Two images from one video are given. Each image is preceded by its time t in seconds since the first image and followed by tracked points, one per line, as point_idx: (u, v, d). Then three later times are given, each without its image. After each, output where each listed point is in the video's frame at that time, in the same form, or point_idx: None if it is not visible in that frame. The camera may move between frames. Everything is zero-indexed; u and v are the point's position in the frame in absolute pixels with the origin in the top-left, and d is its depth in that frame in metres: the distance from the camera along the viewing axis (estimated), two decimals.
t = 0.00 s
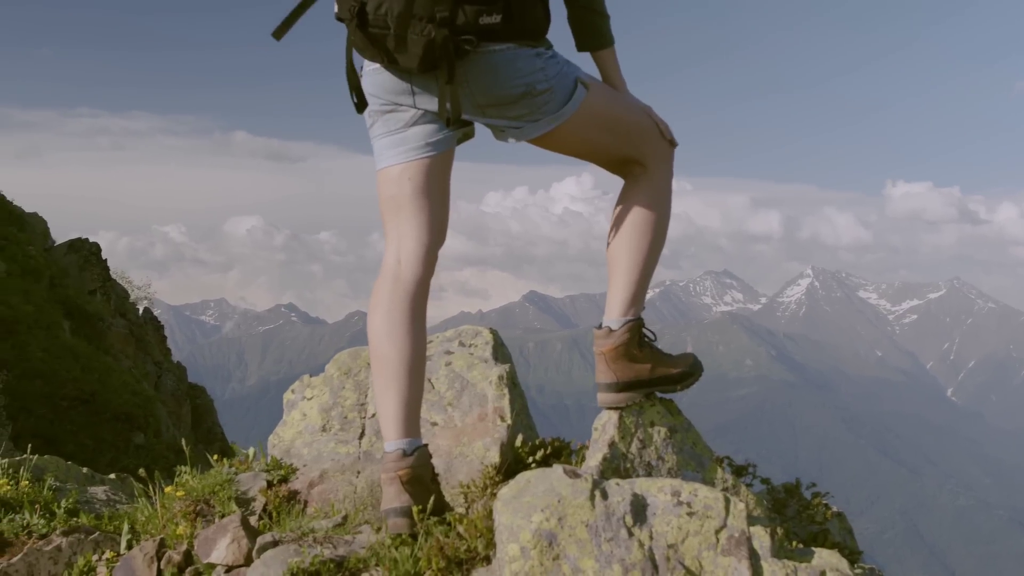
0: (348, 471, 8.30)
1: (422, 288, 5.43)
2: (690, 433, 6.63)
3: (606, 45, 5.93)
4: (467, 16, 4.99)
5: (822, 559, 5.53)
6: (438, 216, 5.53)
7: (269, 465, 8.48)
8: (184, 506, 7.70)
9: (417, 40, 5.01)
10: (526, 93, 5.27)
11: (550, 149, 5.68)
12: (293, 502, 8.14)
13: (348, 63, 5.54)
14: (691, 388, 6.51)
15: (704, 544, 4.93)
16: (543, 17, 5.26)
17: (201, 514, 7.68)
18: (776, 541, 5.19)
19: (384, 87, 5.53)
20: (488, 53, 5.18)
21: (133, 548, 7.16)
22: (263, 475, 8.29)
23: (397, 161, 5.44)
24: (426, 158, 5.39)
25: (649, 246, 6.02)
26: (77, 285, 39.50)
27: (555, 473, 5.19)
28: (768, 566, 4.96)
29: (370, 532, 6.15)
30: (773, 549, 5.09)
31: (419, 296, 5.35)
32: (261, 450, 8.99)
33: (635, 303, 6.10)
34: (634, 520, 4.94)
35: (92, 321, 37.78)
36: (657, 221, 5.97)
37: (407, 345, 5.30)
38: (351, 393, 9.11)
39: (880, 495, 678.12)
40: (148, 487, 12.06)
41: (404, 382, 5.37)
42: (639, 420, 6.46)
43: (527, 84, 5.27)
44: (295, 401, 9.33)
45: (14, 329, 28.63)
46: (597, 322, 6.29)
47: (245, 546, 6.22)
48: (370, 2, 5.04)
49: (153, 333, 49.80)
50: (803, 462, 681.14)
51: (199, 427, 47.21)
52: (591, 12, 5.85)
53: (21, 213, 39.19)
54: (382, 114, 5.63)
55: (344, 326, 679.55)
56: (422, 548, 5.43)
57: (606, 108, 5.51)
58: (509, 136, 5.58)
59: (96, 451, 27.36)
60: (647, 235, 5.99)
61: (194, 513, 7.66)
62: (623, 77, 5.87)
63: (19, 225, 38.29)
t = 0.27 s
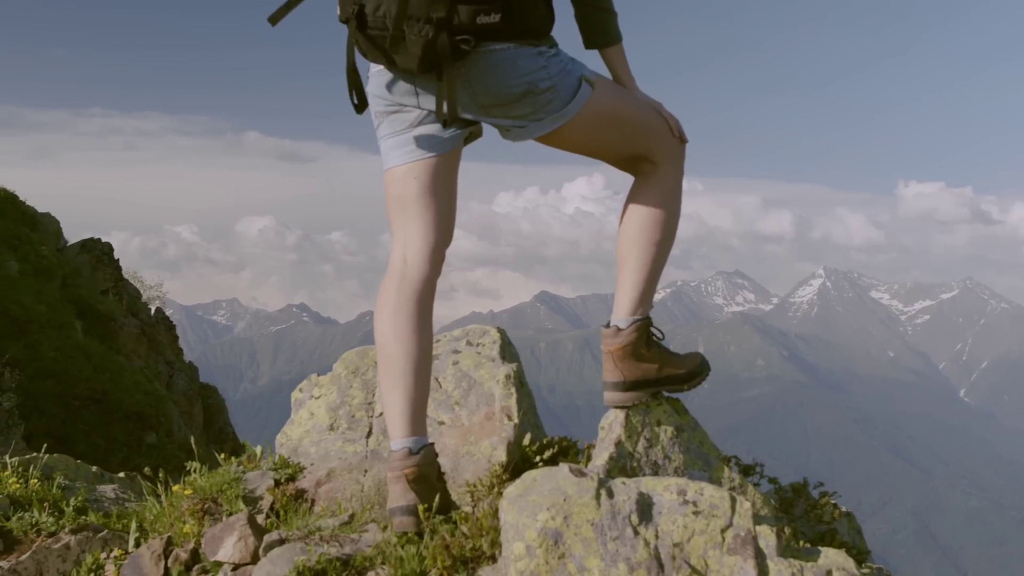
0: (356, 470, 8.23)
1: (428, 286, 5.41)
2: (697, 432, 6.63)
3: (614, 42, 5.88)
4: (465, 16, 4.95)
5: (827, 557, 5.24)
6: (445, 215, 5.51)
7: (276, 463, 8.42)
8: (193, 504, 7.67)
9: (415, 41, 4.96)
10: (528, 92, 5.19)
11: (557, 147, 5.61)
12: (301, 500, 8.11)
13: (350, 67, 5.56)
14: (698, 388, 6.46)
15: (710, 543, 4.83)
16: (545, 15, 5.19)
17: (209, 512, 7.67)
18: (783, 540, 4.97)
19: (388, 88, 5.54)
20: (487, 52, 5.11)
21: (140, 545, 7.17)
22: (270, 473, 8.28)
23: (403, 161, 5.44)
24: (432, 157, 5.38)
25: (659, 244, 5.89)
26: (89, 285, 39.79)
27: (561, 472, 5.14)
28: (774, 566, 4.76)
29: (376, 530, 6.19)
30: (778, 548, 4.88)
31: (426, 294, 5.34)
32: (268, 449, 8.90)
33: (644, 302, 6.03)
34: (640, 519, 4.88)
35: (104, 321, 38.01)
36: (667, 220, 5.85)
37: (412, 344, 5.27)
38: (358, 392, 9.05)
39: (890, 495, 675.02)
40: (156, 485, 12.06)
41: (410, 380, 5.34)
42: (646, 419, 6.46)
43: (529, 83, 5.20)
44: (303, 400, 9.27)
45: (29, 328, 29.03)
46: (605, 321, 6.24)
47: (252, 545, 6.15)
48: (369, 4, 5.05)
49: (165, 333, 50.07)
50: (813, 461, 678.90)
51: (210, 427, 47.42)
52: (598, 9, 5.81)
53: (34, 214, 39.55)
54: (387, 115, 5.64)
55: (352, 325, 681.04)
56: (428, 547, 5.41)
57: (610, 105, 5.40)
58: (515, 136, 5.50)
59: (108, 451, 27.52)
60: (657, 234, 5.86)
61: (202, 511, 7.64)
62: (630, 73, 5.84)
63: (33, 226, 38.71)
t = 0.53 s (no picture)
0: (358, 467, 7.87)
1: (430, 287, 5.35)
2: (698, 430, 6.55)
3: (617, 39, 5.79)
4: (456, 17, 4.88)
5: (830, 556, 5.23)
6: (449, 215, 5.44)
7: (279, 461, 8.03)
8: (195, 502, 7.43)
9: (408, 44, 4.92)
10: (526, 91, 5.16)
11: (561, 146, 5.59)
12: (303, 498, 7.75)
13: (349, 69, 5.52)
14: (700, 387, 6.46)
15: (710, 539, 4.82)
16: (542, 14, 5.16)
17: (211, 509, 7.42)
18: (784, 536, 4.92)
19: (389, 88, 5.51)
20: (484, 53, 5.08)
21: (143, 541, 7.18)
22: (273, 470, 7.93)
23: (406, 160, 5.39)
24: (435, 157, 5.31)
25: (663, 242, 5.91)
26: (98, 285, 40.07)
27: (563, 469, 5.16)
28: (775, 562, 4.74)
29: (380, 527, 6.01)
30: (780, 544, 4.83)
31: (428, 294, 5.29)
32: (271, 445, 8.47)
33: (648, 300, 6.02)
34: (640, 516, 4.87)
35: (113, 321, 38.24)
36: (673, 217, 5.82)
37: (413, 344, 5.22)
38: (361, 389, 8.78)
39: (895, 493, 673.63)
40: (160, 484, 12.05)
41: (412, 381, 5.29)
42: (648, 417, 6.38)
43: (527, 82, 5.17)
44: (306, 397, 8.93)
45: (37, 328, 29.76)
46: (610, 318, 6.24)
47: (255, 543, 5.95)
48: (361, 7, 5.00)
49: (173, 333, 50.26)
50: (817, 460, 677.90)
51: (217, 427, 47.35)
52: (601, 6, 5.72)
53: (44, 215, 39.83)
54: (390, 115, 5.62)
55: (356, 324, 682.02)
56: (429, 544, 5.31)
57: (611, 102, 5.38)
58: (516, 134, 5.48)
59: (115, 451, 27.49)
60: (660, 231, 5.86)
61: (204, 509, 7.40)
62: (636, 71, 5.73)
63: (42, 227, 39.16)
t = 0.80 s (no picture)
0: (359, 461, 7.75)
1: (431, 282, 5.30)
2: (698, 424, 6.54)
3: (621, 29, 5.71)
4: (447, 12, 4.85)
5: (828, 551, 5.30)
6: (451, 209, 5.38)
7: (279, 454, 7.96)
8: (195, 495, 7.30)
9: (400, 39, 4.93)
10: (523, 84, 5.06)
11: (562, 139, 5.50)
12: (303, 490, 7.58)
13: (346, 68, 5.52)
14: (699, 383, 6.45)
15: (708, 533, 4.80)
16: (537, 7, 5.05)
17: (212, 502, 7.28)
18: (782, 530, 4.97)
19: (390, 84, 5.52)
20: (478, 47, 4.99)
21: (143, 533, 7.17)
22: (274, 463, 7.83)
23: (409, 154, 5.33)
24: (437, 151, 5.25)
25: (667, 237, 5.82)
26: (104, 280, 40.23)
27: (561, 463, 5.13)
28: (773, 555, 4.75)
29: (378, 519, 5.88)
30: (778, 539, 4.89)
31: (429, 289, 5.25)
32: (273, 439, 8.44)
33: (651, 295, 5.95)
34: (638, 510, 4.85)
35: (119, 316, 38.36)
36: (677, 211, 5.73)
37: (413, 339, 5.18)
38: (363, 383, 8.64)
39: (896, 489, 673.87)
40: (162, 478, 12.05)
41: (413, 374, 5.26)
42: (647, 411, 6.37)
43: (523, 75, 5.07)
44: (307, 391, 8.82)
45: (42, 322, 29.84)
46: (612, 311, 6.13)
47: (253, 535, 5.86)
48: (357, 5, 5.05)
49: (179, 328, 50.33)
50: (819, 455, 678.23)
51: (222, 422, 47.32)
52: None
53: (49, 210, 40.00)
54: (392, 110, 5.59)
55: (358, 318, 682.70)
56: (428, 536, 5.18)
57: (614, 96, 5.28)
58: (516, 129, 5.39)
59: (121, 444, 27.49)
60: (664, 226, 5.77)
61: (204, 501, 7.27)
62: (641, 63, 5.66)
63: (48, 221, 39.40)
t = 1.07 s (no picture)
0: (361, 460, 7.70)
1: (434, 281, 5.24)
2: (700, 425, 6.55)
3: (624, 27, 5.66)
4: (442, 12, 4.81)
5: (829, 551, 5.25)
6: (455, 208, 5.33)
7: (282, 453, 7.89)
8: (197, 492, 7.22)
9: (396, 40, 4.89)
10: (522, 84, 5.01)
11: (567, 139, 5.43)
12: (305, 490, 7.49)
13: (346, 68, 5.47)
14: (703, 386, 6.45)
15: (709, 534, 4.79)
16: (535, 5, 5.00)
17: (214, 500, 7.22)
18: (784, 530, 4.94)
19: (392, 85, 5.50)
20: (476, 47, 4.95)
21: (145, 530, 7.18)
22: (276, 462, 7.76)
23: (413, 154, 5.30)
24: (441, 150, 5.21)
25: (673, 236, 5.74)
26: (112, 280, 40.38)
27: (563, 463, 5.08)
28: (774, 557, 4.73)
29: (380, 518, 5.90)
30: (780, 540, 4.86)
31: (431, 289, 5.20)
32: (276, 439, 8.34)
33: (655, 296, 5.88)
34: (639, 510, 4.83)
35: (127, 315, 38.50)
36: (682, 211, 5.65)
37: (416, 338, 5.13)
38: (366, 381, 8.43)
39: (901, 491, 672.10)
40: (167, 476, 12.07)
41: (415, 374, 5.19)
42: (649, 411, 6.38)
43: (522, 74, 5.02)
44: (310, 390, 8.73)
45: (51, 322, 30.17)
46: (617, 311, 6.07)
47: (255, 533, 5.87)
48: (353, 6, 5.02)
49: (187, 328, 50.43)
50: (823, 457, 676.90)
51: (230, 422, 47.38)
52: None
53: (58, 210, 40.25)
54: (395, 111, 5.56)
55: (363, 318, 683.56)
56: (429, 535, 5.19)
57: (618, 94, 5.20)
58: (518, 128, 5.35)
59: (128, 444, 27.60)
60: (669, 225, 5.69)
61: (207, 499, 7.21)
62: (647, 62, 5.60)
63: (57, 221, 39.62)
